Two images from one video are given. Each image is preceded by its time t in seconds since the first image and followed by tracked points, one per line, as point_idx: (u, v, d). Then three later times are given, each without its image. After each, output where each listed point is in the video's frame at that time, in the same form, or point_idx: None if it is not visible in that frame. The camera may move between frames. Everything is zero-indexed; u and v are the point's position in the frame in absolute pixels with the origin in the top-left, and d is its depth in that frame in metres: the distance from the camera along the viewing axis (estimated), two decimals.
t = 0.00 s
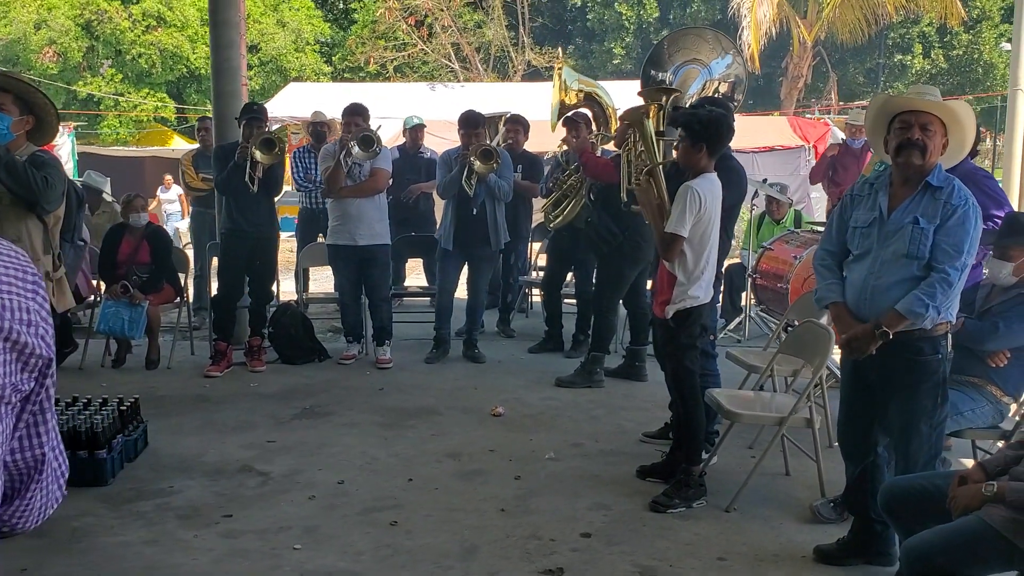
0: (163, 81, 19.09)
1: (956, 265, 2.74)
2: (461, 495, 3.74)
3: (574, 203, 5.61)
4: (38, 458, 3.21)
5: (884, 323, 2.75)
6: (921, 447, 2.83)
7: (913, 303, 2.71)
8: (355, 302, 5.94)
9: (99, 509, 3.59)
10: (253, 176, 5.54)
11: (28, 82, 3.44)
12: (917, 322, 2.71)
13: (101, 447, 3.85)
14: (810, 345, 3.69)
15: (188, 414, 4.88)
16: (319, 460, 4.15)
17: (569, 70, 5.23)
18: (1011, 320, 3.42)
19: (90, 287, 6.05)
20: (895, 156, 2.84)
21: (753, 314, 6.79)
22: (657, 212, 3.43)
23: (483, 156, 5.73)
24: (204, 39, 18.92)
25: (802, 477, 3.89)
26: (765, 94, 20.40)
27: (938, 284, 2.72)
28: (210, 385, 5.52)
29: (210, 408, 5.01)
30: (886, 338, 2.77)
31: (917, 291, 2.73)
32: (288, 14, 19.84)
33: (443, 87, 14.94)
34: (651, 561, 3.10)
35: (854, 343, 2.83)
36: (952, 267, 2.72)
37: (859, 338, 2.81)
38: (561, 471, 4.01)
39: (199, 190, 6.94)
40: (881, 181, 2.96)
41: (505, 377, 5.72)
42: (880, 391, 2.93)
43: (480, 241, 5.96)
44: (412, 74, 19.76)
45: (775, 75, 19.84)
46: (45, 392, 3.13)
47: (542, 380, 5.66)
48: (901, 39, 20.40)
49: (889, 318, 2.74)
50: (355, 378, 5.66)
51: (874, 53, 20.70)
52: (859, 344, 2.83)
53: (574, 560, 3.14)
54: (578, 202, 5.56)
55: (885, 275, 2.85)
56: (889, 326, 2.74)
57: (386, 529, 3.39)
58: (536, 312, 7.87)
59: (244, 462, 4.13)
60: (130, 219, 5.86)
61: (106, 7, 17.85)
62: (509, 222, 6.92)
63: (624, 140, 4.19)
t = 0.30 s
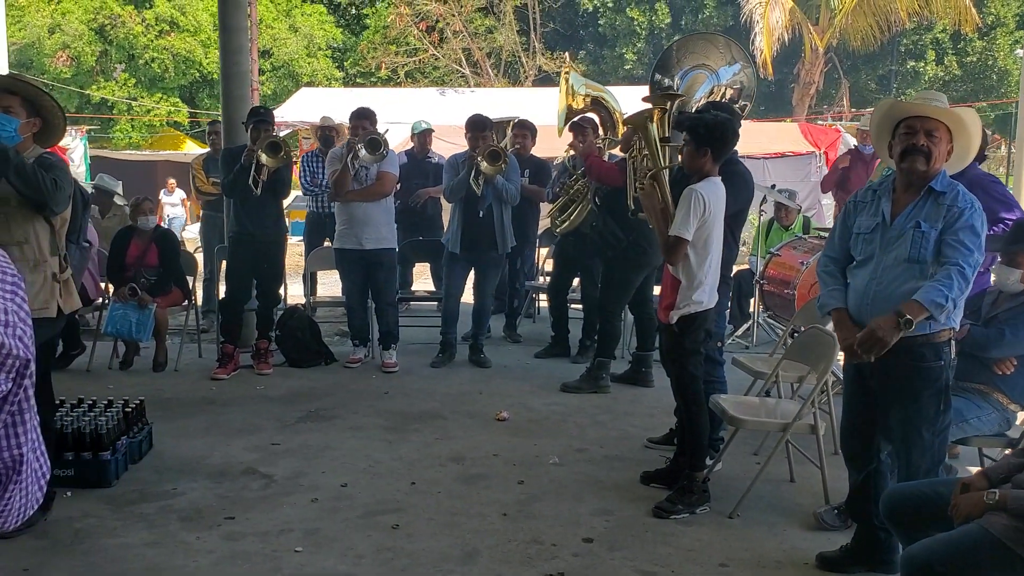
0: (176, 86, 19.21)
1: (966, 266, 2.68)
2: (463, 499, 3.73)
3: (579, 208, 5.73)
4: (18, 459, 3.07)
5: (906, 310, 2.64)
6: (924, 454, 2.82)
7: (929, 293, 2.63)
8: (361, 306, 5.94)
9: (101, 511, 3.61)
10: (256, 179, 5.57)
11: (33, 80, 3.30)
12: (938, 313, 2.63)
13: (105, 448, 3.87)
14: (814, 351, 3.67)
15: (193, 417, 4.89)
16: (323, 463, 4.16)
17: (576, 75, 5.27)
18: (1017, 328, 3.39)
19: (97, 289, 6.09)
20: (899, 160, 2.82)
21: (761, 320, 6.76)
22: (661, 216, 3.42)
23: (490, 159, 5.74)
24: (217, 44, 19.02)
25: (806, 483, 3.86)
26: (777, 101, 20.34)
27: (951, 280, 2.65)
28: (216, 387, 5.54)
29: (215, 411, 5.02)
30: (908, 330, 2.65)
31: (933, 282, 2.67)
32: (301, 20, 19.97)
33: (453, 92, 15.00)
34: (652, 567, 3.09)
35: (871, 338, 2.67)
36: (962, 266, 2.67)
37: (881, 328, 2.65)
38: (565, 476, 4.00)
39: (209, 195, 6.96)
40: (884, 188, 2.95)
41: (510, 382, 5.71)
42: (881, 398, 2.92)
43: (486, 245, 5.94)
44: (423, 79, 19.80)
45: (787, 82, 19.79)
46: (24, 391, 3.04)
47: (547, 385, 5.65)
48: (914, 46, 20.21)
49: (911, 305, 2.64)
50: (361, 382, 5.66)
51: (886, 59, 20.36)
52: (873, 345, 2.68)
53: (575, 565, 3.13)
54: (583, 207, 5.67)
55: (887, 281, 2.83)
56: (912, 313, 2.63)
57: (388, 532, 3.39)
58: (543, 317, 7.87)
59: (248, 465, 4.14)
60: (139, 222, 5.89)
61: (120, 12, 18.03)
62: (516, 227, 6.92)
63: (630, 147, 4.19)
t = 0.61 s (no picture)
0: (190, 90, 19.34)
1: (978, 275, 2.66)
2: (469, 502, 3.72)
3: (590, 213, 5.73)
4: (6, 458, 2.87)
5: (925, 350, 2.65)
6: (933, 460, 2.79)
7: (942, 327, 2.62)
8: (371, 309, 5.95)
9: (110, 512, 3.63)
10: (268, 185, 5.61)
11: (44, 85, 3.32)
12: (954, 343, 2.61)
13: (114, 450, 3.89)
14: (823, 356, 3.65)
15: (202, 419, 4.91)
16: (331, 466, 4.16)
17: (585, 79, 5.23)
18: None
19: (109, 292, 6.12)
20: (911, 163, 2.80)
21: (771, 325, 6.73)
22: (668, 221, 3.41)
23: (500, 162, 5.75)
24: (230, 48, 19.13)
25: (815, 489, 3.84)
26: (790, 105, 20.26)
27: (961, 298, 2.64)
28: (226, 390, 5.56)
29: (225, 413, 5.04)
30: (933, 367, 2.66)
31: (949, 312, 2.65)
32: (314, 24, 20.10)
33: (465, 96, 15.01)
34: (658, 572, 3.08)
35: (899, 382, 2.70)
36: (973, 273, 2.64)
37: (908, 372, 2.68)
38: (572, 481, 3.99)
39: (221, 198, 6.96)
40: (894, 192, 2.93)
41: (519, 386, 5.70)
42: (890, 403, 2.90)
43: (495, 249, 5.95)
44: (436, 83, 19.85)
45: (800, 86, 19.73)
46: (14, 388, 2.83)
47: (556, 389, 5.64)
48: (928, 50, 20.16)
49: (929, 343, 2.64)
50: (370, 385, 5.67)
51: (901, 64, 20.42)
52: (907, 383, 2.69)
53: (580, 570, 3.12)
54: (594, 213, 5.67)
55: (895, 285, 2.81)
56: (931, 352, 2.63)
57: (394, 535, 3.39)
58: (553, 321, 7.86)
59: (256, 467, 4.15)
60: (150, 226, 5.89)
61: (135, 17, 18.16)
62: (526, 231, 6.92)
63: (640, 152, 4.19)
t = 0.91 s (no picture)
0: (197, 94, 19.41)
1: (989, 284, 2.67)
2: (474, 507, 3.72)
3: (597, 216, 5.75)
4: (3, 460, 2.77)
5: (949, 368, 2.68)
6: (940, 466, 2.79)
7: (960, 344, 2.66)
8: (377, 313, 5.96)
9: (115, 516, 3.64)
10: (278, 192, 5.61)
11: (49, 90, 3.34)
12: (970, 356, 2.65)
13: (120, 454, 3.90)
14: (829, 360, 3.64)
15: (208, 423, 4.92)
16: (335, 470, 4.17)
17: (590, 83, 5.24)
18: None
19: (115, 297, 6.15)
20: (921, 167, 2.78)
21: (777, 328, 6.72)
22: (671, 225, 3.41)
23: (504, 166, 5.74)
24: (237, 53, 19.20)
25: (821, 493, 3.83)
26: (797, 108, 20.22)
27: (975, 308, 2.66)
28: (231, 394, 5.57)
29: (230, 417, 5.05)
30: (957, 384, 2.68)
31: (963, 326, 2.68)
32: (321, 29, 20.20)
33: (471, 100, 15.03)
34: None
35: (927, 400, 2.72)
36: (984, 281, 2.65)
37: (935, 391, 2.70)
38: (577, 485, 3.98)
39: (227, 203, 6.96)
40: (901, 195, 2.92)
41: (524, 390, 5.69)
42: (897, 408, 2.90)
43: (500, 254, 5.96)
44: (442, 87, 19.91)
45: (807, 89, 19.71)
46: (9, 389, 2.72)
47: (561, 393, 5.63)
48: (935, 53, 20.10)
49: (951, 361, 2.67)
50: (375, 389, 5.68)
51: (908, 67, 20.35)
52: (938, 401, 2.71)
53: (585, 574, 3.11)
54: (600, 217, 5.69)
55: (904, 291, 2.81)
56: (954, 370, 2.66)
57: (399, 540, 3.39)
58: (559, 324, 7.86)
59: (261, 471, 4.16)
60: (155, 231, 5.93)
61: (142, 22, 18.23)
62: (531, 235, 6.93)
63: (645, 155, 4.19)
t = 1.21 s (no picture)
0: (204, 98, 19.49)
1: (1000, 289, 2.66)
2: (480, 511, 3.72)
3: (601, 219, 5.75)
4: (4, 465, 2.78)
5: (966, 378, 2.66)
6: (948, 470, 2.78)
7: (973, 352, 2.65)
8: (383, 317, 5.96)
9: (121, 519, 3.65)
10: (285, 194, 5.63)
11: (57, 95, 3.36)
12: (984, 364, 2.64)
13: (126, 457, 3.91)
14: (835, 364, 3.63)
15: (215, 426, 4.93)
16: (341, 474, 4.17)
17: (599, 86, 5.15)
18: None
19: (122, 300, 6.17)
20: (931, 171, 2.77)
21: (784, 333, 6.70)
22: (678, 228, 3.41)
23: (509, 171, 5.76)
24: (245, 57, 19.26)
25: (828, 498, 3.81)
26: (804, 112, 20.18)
27: (988, 314, 2.65)
28: (238, 398, 5.58)
29: (237, 421, 5.06)
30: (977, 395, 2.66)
31: (974, 331, 2.67)
32: (328, 33, 20.28)
33: (478, 104, 15.05)
34: None
35: (949, 412, 2.70)
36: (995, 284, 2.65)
37: (956, 402, 2.68)
38: (583, 489, 3.98)
39: (233, 206, 7.00)
40: (911, 199, 2.90)
41: (530, 394, 5.69)
42: (905, 414, 2.89)
43: (505, 257, 5.96)
44: (449, 92, 19.97)
45: (814, 93, 19.68)
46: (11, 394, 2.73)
47: (568, 397, 5.63)
48: (943, 56, 20.01)
49: (969, 370, 2.66)
50: (381, 393, 5.68)
51: (916, 70, 20.24)
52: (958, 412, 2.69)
53: None
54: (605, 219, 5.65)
55: (915, 297, 2.80)
56: (972, 380, 2.64)
57: (404, 544, 3.39)
58: (565, 328, 7.85)
59: (267, 475, 4.16)
60: (162, 234, 5.95)
61: (151, 26, 18.31)
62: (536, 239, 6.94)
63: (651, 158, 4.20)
